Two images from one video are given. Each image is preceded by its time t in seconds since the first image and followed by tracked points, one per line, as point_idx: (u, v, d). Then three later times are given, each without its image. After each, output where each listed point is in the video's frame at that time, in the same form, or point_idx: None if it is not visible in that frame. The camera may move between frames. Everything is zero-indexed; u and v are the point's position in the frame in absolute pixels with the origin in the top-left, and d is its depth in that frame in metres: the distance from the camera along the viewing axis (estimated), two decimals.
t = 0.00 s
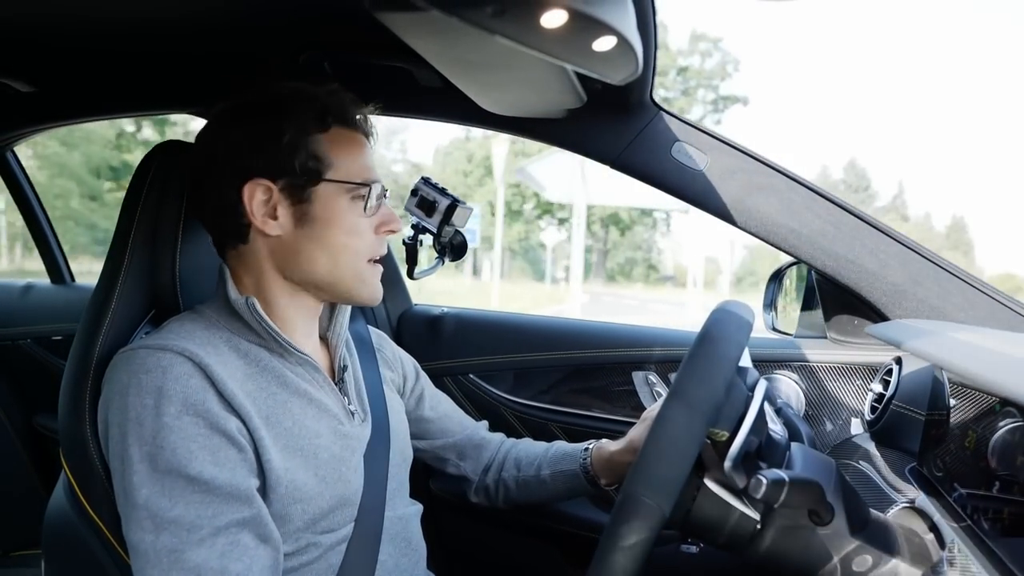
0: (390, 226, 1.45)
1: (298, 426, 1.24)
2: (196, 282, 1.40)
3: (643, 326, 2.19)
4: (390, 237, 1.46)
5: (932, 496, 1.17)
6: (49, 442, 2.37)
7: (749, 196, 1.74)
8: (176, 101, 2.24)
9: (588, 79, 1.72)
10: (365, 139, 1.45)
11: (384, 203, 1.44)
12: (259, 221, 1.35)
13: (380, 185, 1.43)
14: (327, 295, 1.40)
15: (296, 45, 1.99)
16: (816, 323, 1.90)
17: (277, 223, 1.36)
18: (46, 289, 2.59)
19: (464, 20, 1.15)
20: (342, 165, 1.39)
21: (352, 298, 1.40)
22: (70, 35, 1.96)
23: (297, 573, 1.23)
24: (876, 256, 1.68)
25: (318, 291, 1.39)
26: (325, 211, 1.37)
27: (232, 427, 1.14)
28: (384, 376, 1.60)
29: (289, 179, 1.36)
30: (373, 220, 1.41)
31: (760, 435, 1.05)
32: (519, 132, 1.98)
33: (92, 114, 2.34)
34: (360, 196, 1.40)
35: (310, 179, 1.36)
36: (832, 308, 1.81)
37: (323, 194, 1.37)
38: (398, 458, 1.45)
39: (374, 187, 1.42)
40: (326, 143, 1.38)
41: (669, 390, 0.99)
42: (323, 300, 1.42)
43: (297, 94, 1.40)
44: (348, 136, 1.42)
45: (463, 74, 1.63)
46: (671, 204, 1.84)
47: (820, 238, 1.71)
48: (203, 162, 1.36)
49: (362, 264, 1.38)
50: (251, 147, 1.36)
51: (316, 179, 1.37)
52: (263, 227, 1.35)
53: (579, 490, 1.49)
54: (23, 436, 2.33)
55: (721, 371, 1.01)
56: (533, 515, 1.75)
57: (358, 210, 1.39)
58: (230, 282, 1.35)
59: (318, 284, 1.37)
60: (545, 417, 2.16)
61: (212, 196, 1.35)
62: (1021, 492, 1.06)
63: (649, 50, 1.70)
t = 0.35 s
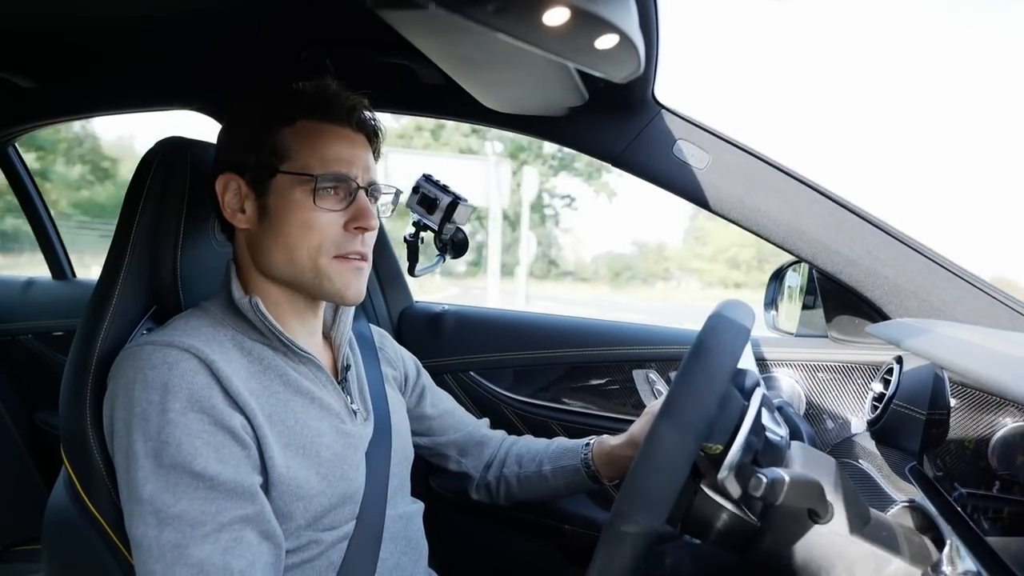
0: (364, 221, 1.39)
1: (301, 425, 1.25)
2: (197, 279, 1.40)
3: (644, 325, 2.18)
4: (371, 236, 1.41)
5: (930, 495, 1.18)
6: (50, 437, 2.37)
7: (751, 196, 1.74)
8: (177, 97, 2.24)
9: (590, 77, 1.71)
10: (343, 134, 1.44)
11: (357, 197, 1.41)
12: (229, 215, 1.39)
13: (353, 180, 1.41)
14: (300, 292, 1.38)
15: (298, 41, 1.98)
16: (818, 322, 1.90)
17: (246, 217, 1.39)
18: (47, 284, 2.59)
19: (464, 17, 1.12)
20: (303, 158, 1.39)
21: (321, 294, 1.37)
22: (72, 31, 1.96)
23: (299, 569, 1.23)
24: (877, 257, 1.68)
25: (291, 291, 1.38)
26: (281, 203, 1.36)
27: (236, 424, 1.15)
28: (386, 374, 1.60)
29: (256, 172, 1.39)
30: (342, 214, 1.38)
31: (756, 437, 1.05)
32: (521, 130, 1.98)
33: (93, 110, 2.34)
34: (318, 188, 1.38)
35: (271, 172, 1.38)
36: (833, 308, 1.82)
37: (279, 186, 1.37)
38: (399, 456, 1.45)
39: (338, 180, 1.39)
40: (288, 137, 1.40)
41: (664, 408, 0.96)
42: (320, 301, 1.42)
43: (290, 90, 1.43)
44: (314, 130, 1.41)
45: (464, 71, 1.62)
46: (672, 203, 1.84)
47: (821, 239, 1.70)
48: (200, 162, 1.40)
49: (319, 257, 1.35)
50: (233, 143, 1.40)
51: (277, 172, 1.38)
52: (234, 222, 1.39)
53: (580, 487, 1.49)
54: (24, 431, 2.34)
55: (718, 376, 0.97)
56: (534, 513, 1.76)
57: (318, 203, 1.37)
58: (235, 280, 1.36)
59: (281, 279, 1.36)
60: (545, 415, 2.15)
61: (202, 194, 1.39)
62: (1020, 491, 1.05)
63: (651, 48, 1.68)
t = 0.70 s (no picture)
0: (369, 221, 1.39)
1: (303, 426, 1.25)
2: (198, 278, 1.40)
3: (644, 324, 2.19)
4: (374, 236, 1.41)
5: (930, 492, 1.17)
6: (49, 437, 2.36)
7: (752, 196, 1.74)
8: (176, 96, 2.24)
9: (590, 76, 1.71)
10: (346, 134, 1.43)
11: (362, 197, 1.41)
12: (232, 216, 1.39)
13: (357, 181, 1.41)
14: (303, 292, 1.38)
15: (298, 41, 1.98)
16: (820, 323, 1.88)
17: (251, 218, 1.38)
18: (47, 284, 2.59)
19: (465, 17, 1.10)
20: (307, 160, 1.39)
21: (324, 293, 1.37)
22: (71, 30, 1.96)
23: (300, 569, 1.23)
24: (878, 256, 1.68)
25: (295, 290, 1.38)
26: (284, 204, 1.37)
27: (237, 426, 1.15)
28: (387, 373, 1.60)
29: (260, 176, 1.39)
30: (346, 214, 1.38)
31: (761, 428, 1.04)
32: (521, 130, 1.98)
33: (92, 109, 2.34)
34: (323, 188, 1.38)
35: (276, 176, 1.38)
36: (833, 308, 1.82)
37: (283, 187, 1.37)
38: (401, 454, 1.45)
39: (343, 181, 1.39)
40: (291, 138, 1.39)
41: (676, 374, 0.98)
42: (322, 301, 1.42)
43: (296, 90, 1.43)
44: (318, 130, 1.41)
45: (464, 70, 1.62)
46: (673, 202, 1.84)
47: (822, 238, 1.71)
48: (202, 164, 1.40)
49: (323, 257, 1.35)
50: (236, 144, 1.40)
51: (282, 175, 1.38)
52: (238, 223, 1.39)
53: (578, 486, 1.49)
54: (24, 431, 2.33)
55: (728, 353, 0.99)
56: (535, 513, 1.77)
57: (322, 203, 1.37)
58: (236, 279, 1.36)
59: (284, 278, 1.36)
60: (546, 414, 2.15)
61: (204, 194, 1.40)
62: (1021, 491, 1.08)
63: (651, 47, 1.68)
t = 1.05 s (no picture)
0: (363, 218, 1.39)
1: (298, 425, 1.25)
2: (196, 276, 1.40)
3: (643, 322, 2.19)
4: (369, 233, 1.42)
5: (926, 489, 1.17)
6: (49, 433, 2.36)
7: (751, 194, 1.74)
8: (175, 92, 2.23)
9: (590, 73, 1.70)
10: (338, 129, 1.43)
11: (356, 193, 1.41)
12: (226, 215, 1.39)
13: (351, 178, 1.41)
14: (299, 291, 1.38)
15: (298, 37, 1.98)
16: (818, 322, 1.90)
17: (243, 216, 1.38)
18: (46, 280, 2.60)
19: (464, 14, 1.08)
20: (299, 158, 1.38)
21: (318, 291, 1.37)
22: (71, 26, 1.95)
23: (296, 568, 1.23)
24: (878, 255, 1.68)
25: (288, 289, 1.38)
26: (276, 202, 1.37)
27: (228, 426, 1.15)
28: (385, 371, 1.60)
29: (252, 175, 1.38)
30: (339, 211, 1.38)
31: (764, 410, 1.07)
32: (521, 127, 1.98)
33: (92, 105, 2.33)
34: (315, 186, 1.38)
35: (268, 174, 1.38)
36: (833, 306, 1.82)
37: (276, 186, 1.37)
38: (398, 452, 1.45)
39: (336, 178, 1.39)
40: (283, 135, 1.39)
41: (698, 325, 1.02)
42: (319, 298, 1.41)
43: (286, 86, 1.42)
44: (310, 126, 1.41)
45: (463, 66, 1.61)
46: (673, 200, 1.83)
47: (820, 236, 1.71)
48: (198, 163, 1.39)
49: (317, 255, 1.35)
50: (230, 143, 1.40)
51: (274, 173, 1.38)
52: (230, 220, 1.39)
53: (590, 474, 1.48)
54: (24, 427, 2.33)
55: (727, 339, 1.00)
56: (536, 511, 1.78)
57: (314, 201, 1.37)
58: (231, 278, 1.36)
59: (278, 277, 1.36)
60: (544, 412, 2.14)
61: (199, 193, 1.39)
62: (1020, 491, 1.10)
63: (651, 44, 1.68)
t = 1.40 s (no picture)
0: (366, 213, 1.40)
1: (299, 420, 1.25)
2: (196, 271, 1.40)
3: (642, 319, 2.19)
4: (371, 227, 1.41)
5: (925, 490, 1.17)
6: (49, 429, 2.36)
7: (751, 191, 1.73)
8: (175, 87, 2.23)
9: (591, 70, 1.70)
10: (344, 125, 1.43)
11: (358, 189, 1.41)
12: (230, 207, 1.39)
13: (354, 172, 1.41)
14: (301, 285, 1.39)
15: (299, 33, 1.97)
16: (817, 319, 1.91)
17: (247, 209, 1.38)
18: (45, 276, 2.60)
19: (465, 10, 1.08)
20: (303, 151, 1.38)
21: (321, 285, 1.37)
22: (70, 19, 1.94)
23: (295, 563, 1.23)
24: (878, 254, 1.68)
25: (292, 282, 1.38)
26: (281, 196, 1.37)
27: (230, 420, 1.15)
28: (386, 369, 1.60)
29: (255, 169, 1.38)
30: (342, 206, 1.38)
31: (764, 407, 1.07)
32: (522, 124, 1.98)
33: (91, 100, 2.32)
34: (317, 179, 1.38)
35: (272, 168, 1.38)
36: (831, 306, 1.82)
37: (279, 179, 1.37)
38: (399, 449, 1.45)
39: (339, 172, 1.39)
40: (289, 130, 1.39)
41: (697, 323, 1.02)
42: (321, 292, 1.42)
43: (291, 82, 1.42)
44: (314, 121, 1.41)
45: (464, 63, 1.61)
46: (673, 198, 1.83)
47: (821, 233, 1.70)
48: (200, 158, 1.39)
49: (319, 248, 1.35)
50: (233, 137, 1.40)
51: (277, 167, 1.38)
52: (234, 213, 1.39)
53: (595, 467, 1.49)
54: (23, 422, 2.32)
55: (728, 335, 1.01)
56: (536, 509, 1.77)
57: (317, 195, 1.37)
58: (235, 272, 1.36)
59: (281, 270, 1.36)
60: (541, 409, 2.15)
61: (203, 187, 1.40)
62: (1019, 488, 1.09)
63: (652, 42, 1.68)
